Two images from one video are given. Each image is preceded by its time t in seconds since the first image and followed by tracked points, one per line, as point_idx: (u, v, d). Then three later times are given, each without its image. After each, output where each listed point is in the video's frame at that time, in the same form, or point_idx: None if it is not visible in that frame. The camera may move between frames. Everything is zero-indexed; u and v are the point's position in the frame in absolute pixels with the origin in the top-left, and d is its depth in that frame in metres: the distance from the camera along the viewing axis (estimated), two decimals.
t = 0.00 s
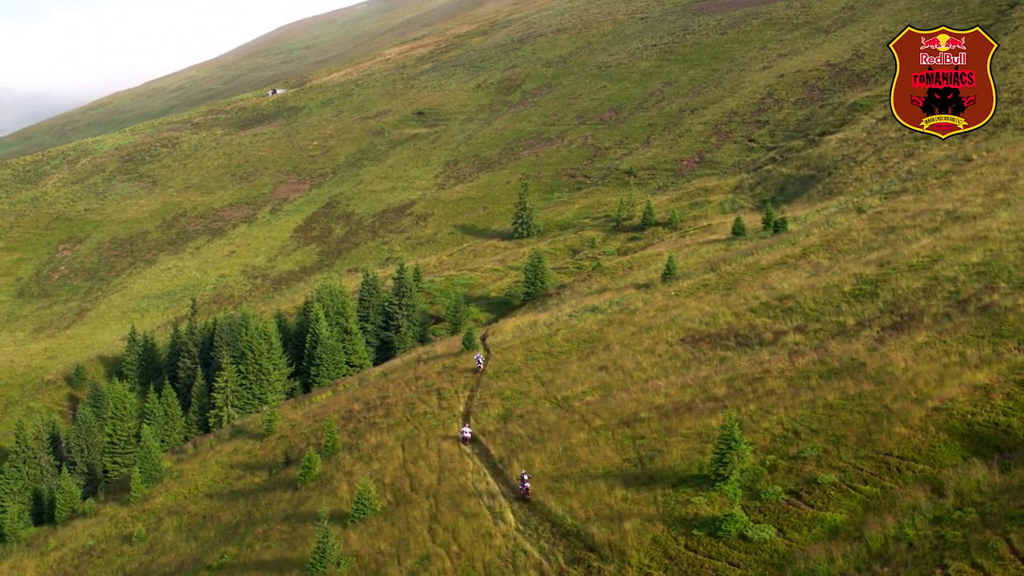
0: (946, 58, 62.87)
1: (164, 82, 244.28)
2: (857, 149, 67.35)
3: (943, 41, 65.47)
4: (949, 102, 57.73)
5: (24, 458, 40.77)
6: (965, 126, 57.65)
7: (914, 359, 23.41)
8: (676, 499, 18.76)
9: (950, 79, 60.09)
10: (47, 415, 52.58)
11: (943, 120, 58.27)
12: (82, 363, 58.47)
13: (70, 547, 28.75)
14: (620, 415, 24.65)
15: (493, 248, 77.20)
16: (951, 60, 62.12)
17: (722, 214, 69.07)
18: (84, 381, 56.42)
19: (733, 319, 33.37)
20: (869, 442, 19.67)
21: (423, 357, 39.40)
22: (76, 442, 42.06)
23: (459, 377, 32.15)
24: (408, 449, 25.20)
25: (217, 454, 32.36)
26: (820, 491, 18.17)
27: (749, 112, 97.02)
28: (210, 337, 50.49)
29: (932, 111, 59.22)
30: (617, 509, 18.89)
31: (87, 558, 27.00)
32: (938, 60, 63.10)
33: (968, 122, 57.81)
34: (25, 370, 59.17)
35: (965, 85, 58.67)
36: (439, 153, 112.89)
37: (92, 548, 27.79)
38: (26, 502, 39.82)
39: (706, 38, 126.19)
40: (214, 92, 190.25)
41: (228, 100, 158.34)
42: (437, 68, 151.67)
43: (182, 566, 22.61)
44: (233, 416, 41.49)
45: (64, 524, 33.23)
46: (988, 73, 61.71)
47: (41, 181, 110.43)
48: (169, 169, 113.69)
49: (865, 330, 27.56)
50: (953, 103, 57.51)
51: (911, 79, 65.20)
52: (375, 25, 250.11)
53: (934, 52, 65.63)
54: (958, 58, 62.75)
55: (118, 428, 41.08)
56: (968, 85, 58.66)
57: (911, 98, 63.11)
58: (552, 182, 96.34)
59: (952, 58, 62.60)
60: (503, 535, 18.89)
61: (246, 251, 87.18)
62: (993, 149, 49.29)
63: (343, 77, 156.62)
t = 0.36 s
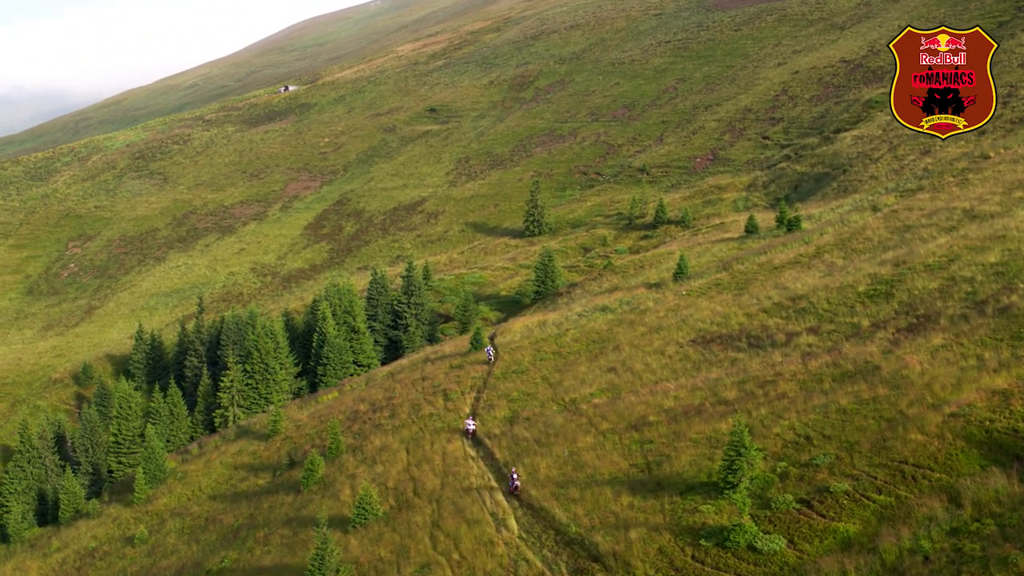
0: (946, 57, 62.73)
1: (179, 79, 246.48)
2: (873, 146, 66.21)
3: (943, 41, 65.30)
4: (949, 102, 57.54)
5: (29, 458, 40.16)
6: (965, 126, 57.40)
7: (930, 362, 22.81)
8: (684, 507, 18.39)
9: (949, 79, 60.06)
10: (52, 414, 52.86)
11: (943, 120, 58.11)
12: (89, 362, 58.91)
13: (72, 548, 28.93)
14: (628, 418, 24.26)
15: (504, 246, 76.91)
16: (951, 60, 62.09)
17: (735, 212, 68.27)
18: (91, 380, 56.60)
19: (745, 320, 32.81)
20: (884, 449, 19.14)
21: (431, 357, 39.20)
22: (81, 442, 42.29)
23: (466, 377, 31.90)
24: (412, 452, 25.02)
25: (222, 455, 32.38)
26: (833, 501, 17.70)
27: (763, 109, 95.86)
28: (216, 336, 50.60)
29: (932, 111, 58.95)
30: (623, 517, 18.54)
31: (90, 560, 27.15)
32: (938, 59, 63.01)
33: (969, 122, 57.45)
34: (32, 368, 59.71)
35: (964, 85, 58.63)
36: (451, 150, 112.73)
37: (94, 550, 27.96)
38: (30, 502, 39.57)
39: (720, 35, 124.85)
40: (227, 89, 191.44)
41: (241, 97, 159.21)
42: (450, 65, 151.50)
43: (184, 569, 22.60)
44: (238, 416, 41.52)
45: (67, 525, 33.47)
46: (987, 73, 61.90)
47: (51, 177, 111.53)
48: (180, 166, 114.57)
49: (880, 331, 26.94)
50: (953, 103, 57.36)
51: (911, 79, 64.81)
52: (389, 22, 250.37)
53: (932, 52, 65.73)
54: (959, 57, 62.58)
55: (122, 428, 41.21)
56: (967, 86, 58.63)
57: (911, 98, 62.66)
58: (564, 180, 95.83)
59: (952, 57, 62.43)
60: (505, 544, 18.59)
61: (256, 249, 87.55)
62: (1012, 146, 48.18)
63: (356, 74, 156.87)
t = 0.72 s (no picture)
0: (946, 57, 64.78)
1: (194, 77, 248.39)
2: (892, 144, 64.84)
3: (942, 41, 67.41)
4: (949, 102, 59.01)
5: (36, 460, 40.94)
6: (964, 126, 57.86)
7: (953, 367, 22.05)
8: (697, 519, 17.88)
9: (949, 79, 61.96)
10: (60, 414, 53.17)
11: (944, 120, 58.90)
12: (100, 361, 59.22)
13: (78, 552, 29.12)
14: (641, 424, 23.76)
15: (518, 245, 76.46)
16: (951, 61, 64.09)
17: (751, 212, 67.24)
18: (101, 380, 56.75)
19: (761, 322, 32.09)
20: (905, 459, 18.48)
21: (442, 359, 38.90)
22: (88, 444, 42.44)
23: (476, 380, 31.55)
24: (421, 456, 24.73)
25: (229, 457, 32.35)
26: (852, 514, 17.11)
27: (780, 107, 94.40)
28: (226, 337, 50.73)
29: (932, 112, 60.43)
30: (634, 528, 18.08)
31: (95, 564, 27.27)
32: (938, 59, 65.05)
33: (969, 121, 58.00)
34: (43, 367, 60.23)
35: (963, 86, 60.09)
36: (464, 148, 112.46)
37: (99, 554, 28.12)
38: (37, 504, 40.28)
39: (737, 32, 123.27)
40: (243, 87, 192.70)
41: (255, 95, 160.19)
42: (464, 62, 151.24)
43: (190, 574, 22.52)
44: (247, 418, 41.61)
45: (73, 528, 33.69)
46: (987, 73, 63.53)
47: (65, 176, 112.86)
48: (193, 165, 115.50)
49: (900, 335, 26.17)
50: (953, 103, 58.75)
51: (911, 79, 66.75)
52: (404, 19, 250.61)
53: (932, 53, 67.85)
54: (958, 57, 64.58)
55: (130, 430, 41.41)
56: (966, 86, 60.08)
57: (911, 98, 64.49)
58: (579, 178, 95.15)
59: (951, 57, 64.43)
60: (512, 555, 18.23)
61: (268, 248, 87.98)
62: None
63: (370, 71, 157.16)
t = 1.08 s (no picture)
0: (945, 57, 65.36)
1: (209, 75, 250.18)
2: (911, 143, 63.41)
3: (941, 41, 67.95)
4: (949, 102, 59.20)
5: (43, 461, 40.45)
6: (965, 126, 58.66)
7: (978, 373, 21.24)
8: (713, 532, 17.31)
9: (949, 79, 62.26)
10: (69, 414, 53.36)
11: (944, 120, 59.54)
12: (109, 362, 59.34)
13: (84, 556, 29.18)
14: (655, 430, 23.20)
15: (532, 244, 75.90)
16: (951, 61, 64.55)
17: (768, 211, 66.14)
18: (109, 380, 56.60)
19: (779, 325, 31.29)
20: (929, 471, 17.79)
21: (453, 361, 38.56)
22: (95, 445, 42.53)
23: (487, 383, 31.13)
24: (430, 462, 24.39)
25: (237, 460, 32.24)
26: (874, 529, 16.46)
27: (797, 105, 92.86)
28: (235, 337, 50.87)
29: (931, 111, 60.93)
30: (647, 541, 17.56)
31: (101, 569, 27.27)
32: (937, 59, 65.65)
33: (969, 122, 58.72)
34: (53, 367, 60.68)
35: (963, 86, 60.43)
36: (478, 147, 112.10)
37: (105, 558, 28.13)
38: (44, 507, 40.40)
39: (753, 29, 121.52)
40: (257, 85, 193.87)
41: (268, 93, 160.93)
42: (478, 60, 150.91)
43: None
44: (255, 420, 41.59)
45: (79, 532, 33.79)
46: (987, 73, 64.05)
47: (76, 175, 114.07)
48: (205, 163, 116.39)
49: (922, 339, 25.32)
50: (953, 103, 59.00)
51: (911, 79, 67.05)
52: (420, 17, 250.59)
53: (930, 52, 68.54)
54: (958, 57, 65.31)
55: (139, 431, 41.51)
56: (966, 86, 60.40)
57: (911, 98, 65.16)
58: (593, 177, 94.39)
59: (951, 57, 65.10)
60: (521, 567, 17.80)
61: (280, 247, 88.29)
62: None
63: (384, 69, 157.29)
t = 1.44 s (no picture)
0: (946, 57, 66.25)
1: (224, 73, 251.82)
2: (931, 141, 61.90)
3: (943, 41, 68.62)
4: (950, 102, 60.13)
5: (50, 463, 40.73)
6: (965, 126, 59.80)
7: (1006, 379, 20.39)
8: (731, 546, 16.68)
9: (949, 79, 63.23)
10: (77, 415, 53.45)
11: (944, 120, 60.62)
12: (118, 362, 59.38)
13: (89, 560, 29.12)
14: (670, 436, 22.58)
15: (545, 244, 75.28)
16: (951, 61, 65.45)
17: (785, 211, 64.92)
18: (118, 381, 56.60)
19: (797, 328, 30.46)
20: (956, 483, 17.01)
21: (465, 363, 38.12)
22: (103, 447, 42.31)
23: (498, 386, 30.62)
24: (439, 468, 23.97)
25: (245, 463, 32.07)
26: (901, 543, 15.75)
27: (813, 103, 91.24)
28: (245, 339, 50.83)
29: (931, 112, 62.25)
30: (662, 555, 16.96)
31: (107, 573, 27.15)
32: (938, 58, 66.54)
33: (969, 121, 59.88)
34: (62, 366, 60.99)
35: (965, 85, 61.32)
36: (491, 145, 111.67)
37: (110, 563, 28.01)
38: (51, 509, 40.27)
39: (769, 27, 119.73)
40: (271, 83, 194.79)
41: (280, 92, 161.62)
42: (491, 58, 150.46)
43: None
44: (264, 422, 41.39)
45: (85, 535, 33.80)
46: (986, 74, 65.15)
47: (88, 174, 115.13)
48: (217, 162, 117.09)
49: (946, 343, 24.46)
50: (954, 103, 59.94)
51: (912, 79, 68.16)
52: (434, 16, 250.43)
53: (931, 53, 69.35)
54: (959, 57, 66.23)
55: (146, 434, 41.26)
56: (968, 86, 61.31)
57: (911, 98, 66.37)
58: (608, 176, 93.44)
59: (952, 57, 66.01)
60: None
61: (291, 246, 88.52)
62: None
63: (397, 68, 157.29)
